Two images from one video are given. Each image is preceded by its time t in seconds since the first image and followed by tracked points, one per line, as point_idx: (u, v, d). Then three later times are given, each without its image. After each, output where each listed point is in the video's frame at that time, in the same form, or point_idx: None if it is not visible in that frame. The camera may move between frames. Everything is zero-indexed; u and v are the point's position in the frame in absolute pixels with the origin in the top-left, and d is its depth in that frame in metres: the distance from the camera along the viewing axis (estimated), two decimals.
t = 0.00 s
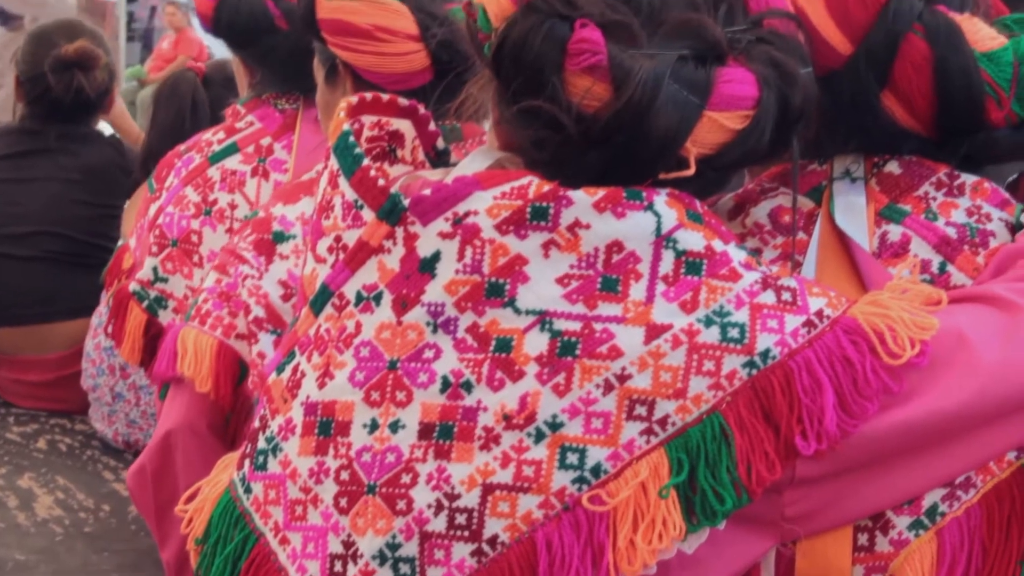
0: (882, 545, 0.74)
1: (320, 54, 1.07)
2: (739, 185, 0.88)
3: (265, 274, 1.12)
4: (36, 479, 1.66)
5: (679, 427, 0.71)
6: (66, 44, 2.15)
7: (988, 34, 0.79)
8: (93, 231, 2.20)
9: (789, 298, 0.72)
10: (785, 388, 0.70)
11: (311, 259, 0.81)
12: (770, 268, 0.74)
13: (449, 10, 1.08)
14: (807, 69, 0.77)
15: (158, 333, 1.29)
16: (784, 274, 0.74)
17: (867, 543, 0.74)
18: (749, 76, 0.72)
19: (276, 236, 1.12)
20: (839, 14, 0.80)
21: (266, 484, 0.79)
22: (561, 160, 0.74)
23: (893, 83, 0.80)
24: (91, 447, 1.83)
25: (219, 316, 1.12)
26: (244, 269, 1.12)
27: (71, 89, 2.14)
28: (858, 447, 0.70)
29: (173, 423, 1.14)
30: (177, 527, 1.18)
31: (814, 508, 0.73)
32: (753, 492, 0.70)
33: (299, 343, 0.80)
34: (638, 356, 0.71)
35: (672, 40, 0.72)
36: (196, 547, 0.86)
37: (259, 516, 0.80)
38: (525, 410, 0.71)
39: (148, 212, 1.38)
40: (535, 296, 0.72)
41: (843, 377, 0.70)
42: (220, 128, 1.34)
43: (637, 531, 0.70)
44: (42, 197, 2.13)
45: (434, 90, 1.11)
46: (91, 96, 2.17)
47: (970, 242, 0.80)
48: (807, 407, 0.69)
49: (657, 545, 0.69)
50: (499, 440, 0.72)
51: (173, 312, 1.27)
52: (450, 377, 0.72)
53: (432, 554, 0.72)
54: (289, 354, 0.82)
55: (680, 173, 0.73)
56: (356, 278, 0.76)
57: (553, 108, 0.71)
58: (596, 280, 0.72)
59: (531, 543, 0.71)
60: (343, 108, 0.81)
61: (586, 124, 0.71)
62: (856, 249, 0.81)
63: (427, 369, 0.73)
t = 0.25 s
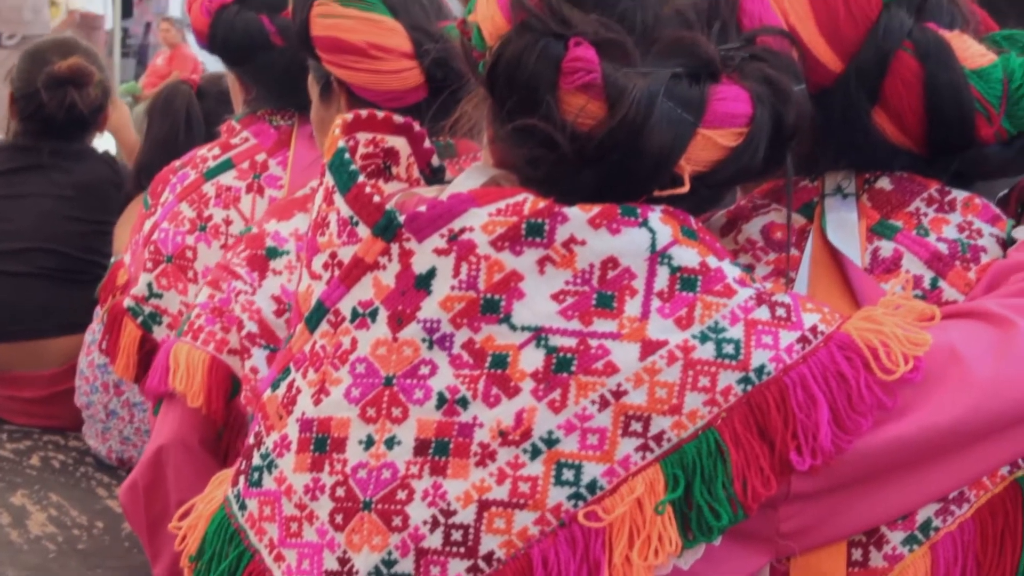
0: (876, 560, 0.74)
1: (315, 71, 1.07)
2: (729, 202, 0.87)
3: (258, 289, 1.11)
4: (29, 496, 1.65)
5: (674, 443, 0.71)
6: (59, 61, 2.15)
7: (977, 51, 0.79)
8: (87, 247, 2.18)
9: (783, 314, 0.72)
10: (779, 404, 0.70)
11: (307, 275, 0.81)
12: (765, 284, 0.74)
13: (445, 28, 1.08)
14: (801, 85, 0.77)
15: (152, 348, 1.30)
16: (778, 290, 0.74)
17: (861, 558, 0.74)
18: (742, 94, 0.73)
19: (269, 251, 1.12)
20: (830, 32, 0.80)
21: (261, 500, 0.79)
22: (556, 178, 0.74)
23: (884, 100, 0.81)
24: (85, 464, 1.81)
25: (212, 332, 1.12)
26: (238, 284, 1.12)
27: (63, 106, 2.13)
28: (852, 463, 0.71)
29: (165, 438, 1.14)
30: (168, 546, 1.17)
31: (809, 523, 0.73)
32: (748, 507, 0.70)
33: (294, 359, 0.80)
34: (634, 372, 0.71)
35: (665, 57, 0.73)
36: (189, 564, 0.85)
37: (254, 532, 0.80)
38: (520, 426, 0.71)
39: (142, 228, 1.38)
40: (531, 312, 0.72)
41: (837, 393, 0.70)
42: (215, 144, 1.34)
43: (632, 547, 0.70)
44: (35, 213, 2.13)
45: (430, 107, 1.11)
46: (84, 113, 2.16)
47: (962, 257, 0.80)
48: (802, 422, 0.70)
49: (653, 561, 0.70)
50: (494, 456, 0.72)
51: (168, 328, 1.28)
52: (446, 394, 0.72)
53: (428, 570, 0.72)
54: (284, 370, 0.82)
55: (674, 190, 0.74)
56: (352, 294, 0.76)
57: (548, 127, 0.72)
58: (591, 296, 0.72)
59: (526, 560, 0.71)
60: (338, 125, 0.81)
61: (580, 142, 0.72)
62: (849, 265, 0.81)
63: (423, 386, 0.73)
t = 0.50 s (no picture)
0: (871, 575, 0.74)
1: (307, 88, 1.08)
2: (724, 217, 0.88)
3: (251, 304, 1.12)
4: (23, 512, 1.64)
5: (669, 457, 0.71)
6: (53, 77, 2.15)
7: (969, 67, 0.80)
8: (81, 262, 2.18)
9: (778, 328, 0.72)
10: (774, 418, 0.70)
11: (302, 290, 0.82)
12: (759, 299, 0.75)
13: (435, 44, 1.09)
14: (794, 99, 0.78)
15: (147, 362, 1.29)
16: (772, 305, 0.74)
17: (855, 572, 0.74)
18: (737, 109, 0.73)
19: (261, 266, 1.12)
20: (822, 48, 0.81)
21: (256, 516, 0.79)
22: (550, 193, 0.75)
23: (877, 115, 0.81)
24: (80, 479, 1.80)
25: (204, 346, 1.11)
26: (231, 299, 1.12)
27: (57, 122, 2.13)
28: (847, 477, 0.71)
29: (157, 452, 1.14)
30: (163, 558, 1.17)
31: (804, 538, 0.73)
32: (743, 522, 0.70)
33: (289, 374, 0.80)
34: (629, 386, 0.71)
35: (659, 73, 0.72)
36: None
37: (248, 548, 0.80)
38: (515, 441, 0.72)
39: (138, 243, 1.38)
40: (526, 326, 0.72)
41: (831, 407, 0.70)
42: (211, 159, 1.34)
43: (628, 561, 0.70)
44: (29, 228, 2.13)
45: (422, 124, 1.12)
46: (78, 129, 2.16)
47: (955, 272, 0.81)
48: (796, 436, 0.70)
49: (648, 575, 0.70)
50: (489, 470, 0.72)
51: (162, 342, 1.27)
52: (441, 409, 0.72)
53: None
54: (279, 386, 0.82)
55: (669, 206, 0.74)
56: (347, 309, 0.76)
57: (543, 142, 0.72)
58: (586, 311, 0.72)
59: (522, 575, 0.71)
60: (333, 141, 0.81)
61: (575, 157, 0.72)
62: (841, 279, 0.82)
63: (418, 401, 0.73)
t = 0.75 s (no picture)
0: None
1: (299, 103, 1.08)
2: (719, 231, 0.88)
3: (245, 318, 1.12)
4: (17, 527, 1.63)
5: (665, 472, 0.71)
6: (45, 90, 2.15)
7: (964, 82, 0.81)
8: (75, 275, 2.18)
9: (774, 343, 0.72)
10: (769, 433, 0.70)
11: (298, 305, 0.82)
12: (754, 314, 0.75)
13: (428, 60, 1.09)
14: (789, 114, 0.78)
15: (142, 376, 1.29)
16: (768, 320, 0.74)
17: None
18: (732, 123, 0.73)
19: (254, 281, 1.12)
20: (816, 62, 0.80)
21: (251, 531, 0.79)
22: (546, 207, 0.75)
23: (871, 130, 0.81)
24: (75, 493, 1.79)
25: (198, 359, 1.11)
26: (223, 313, 1.13)
27: (49, 134, 2.13)
28: (842, 493, 0.71)
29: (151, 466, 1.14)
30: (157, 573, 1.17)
31: (799, 554, 0.73)
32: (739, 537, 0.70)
33: (285, 389, 0.80)
34: (624, 402, 0.71)
35: (655, 88, 0.72)
36: None
37: (244, 563, 0.80)
38: (511, 456, 0.71)
39: (134, 256, 1.38)
40: (521, 341, 0.72)
41: (826, 423, 0.70)
42: (208, 173, 1.34)
43: None
44: (21, 242, 2.12)
45: (418, 140, 1.12)
46: (70, 141, 2.16)
47: (949, 288, 0.81)
48: (792, 451, 0.70)
49: None
50: (485, 485, 0.72)
51: (159, 356, 1.27)
52: (437, 423, 0.72)
53: None
54: (274, 400, 0.82)
55: (666, 220, 0.74)
56: (343, 324, 0.76)
57: (539, 156, 0.72)
58: (582, 325, 0.72)
59: None
60: (330, 156, 0.83)
61: (571, 172, 0.72)
62: (837, 294, 0.82)
63: (414, 416, 0.73)
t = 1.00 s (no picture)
0: None
1: (295, 118, 1.09)
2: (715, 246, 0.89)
3: (239, 332, 1.11)
4: (12, 542, 1.62)
5: (660, 486, 0.71)
6: (42, 103, 2.18)
7: (958, 96, 0.81)
8: (70, 290, 2.16)
9: (769, 357, 0.72)
10: (764, 447, 0.70)
11: (293, 319, 0.82)
12: (749, 328, 0.75)
13: (423, 75, 1.10)
14: (783, 130, 0.78)
15: (139, 391, 1.30)
16: (763, 335, 0.74)
17: None
18: (727, 139, 0.74)
19: (249, 294, 1.11)
20: (810, 77, 0.81)
21: (246, 546, 0.79)
22: (541, 221, 0.75)
23: (865, 145, 0.82)
24: (70, 508, 1.78)
25: (193, 373, 1.12)
26: (219, 327, 1.12)
27: (44, 147, 2.14)
28: (838, 507, 0.71)
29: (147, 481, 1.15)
30: None
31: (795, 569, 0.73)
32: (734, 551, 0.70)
33: (280, 404, 0.80)
34: (620, 416, 0.71)
35: (650, 103, 0.72)
36: None
37: None
38: (506, 470, 0.71)
39: (131, 270, 1.38)
40: (516, 355, 0.72)
41: (822, 437, 0.70)
42: (206, 187, 1.34)
43: None
44: (16, 256, 2.11)
45: (414, 155, 1.12)
46: (65, 154, 2.17)
47: (944, 302, 0.81)
48: (787, 466, 0.70)
49: None
50: (480, 499, 0.72)
51: (155, 369, 1.28)
52: (432, 438, 0.72)
53: None
54: (270, 415, 0.82)
55: (661, 234, 0.74)
56: (338, 338, 0.76)
57: (534, 171, 0.72)
58: (577, 340, 0.72)
59: None
60: (325, 171, 0.83)
61: (567, 186, 0.72)
62: (832, 308, 0.82)
63: (409, 430, 0.73)
